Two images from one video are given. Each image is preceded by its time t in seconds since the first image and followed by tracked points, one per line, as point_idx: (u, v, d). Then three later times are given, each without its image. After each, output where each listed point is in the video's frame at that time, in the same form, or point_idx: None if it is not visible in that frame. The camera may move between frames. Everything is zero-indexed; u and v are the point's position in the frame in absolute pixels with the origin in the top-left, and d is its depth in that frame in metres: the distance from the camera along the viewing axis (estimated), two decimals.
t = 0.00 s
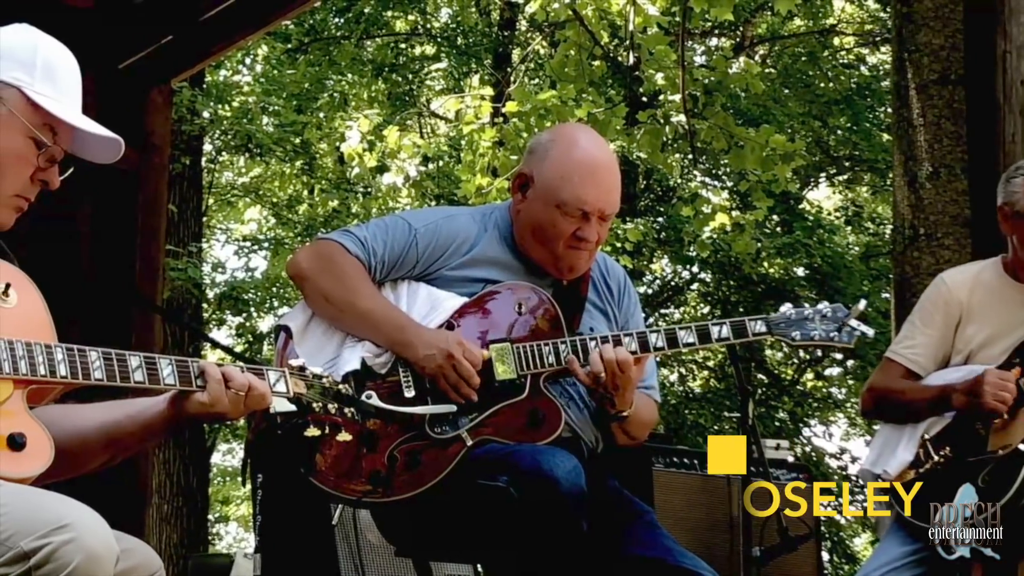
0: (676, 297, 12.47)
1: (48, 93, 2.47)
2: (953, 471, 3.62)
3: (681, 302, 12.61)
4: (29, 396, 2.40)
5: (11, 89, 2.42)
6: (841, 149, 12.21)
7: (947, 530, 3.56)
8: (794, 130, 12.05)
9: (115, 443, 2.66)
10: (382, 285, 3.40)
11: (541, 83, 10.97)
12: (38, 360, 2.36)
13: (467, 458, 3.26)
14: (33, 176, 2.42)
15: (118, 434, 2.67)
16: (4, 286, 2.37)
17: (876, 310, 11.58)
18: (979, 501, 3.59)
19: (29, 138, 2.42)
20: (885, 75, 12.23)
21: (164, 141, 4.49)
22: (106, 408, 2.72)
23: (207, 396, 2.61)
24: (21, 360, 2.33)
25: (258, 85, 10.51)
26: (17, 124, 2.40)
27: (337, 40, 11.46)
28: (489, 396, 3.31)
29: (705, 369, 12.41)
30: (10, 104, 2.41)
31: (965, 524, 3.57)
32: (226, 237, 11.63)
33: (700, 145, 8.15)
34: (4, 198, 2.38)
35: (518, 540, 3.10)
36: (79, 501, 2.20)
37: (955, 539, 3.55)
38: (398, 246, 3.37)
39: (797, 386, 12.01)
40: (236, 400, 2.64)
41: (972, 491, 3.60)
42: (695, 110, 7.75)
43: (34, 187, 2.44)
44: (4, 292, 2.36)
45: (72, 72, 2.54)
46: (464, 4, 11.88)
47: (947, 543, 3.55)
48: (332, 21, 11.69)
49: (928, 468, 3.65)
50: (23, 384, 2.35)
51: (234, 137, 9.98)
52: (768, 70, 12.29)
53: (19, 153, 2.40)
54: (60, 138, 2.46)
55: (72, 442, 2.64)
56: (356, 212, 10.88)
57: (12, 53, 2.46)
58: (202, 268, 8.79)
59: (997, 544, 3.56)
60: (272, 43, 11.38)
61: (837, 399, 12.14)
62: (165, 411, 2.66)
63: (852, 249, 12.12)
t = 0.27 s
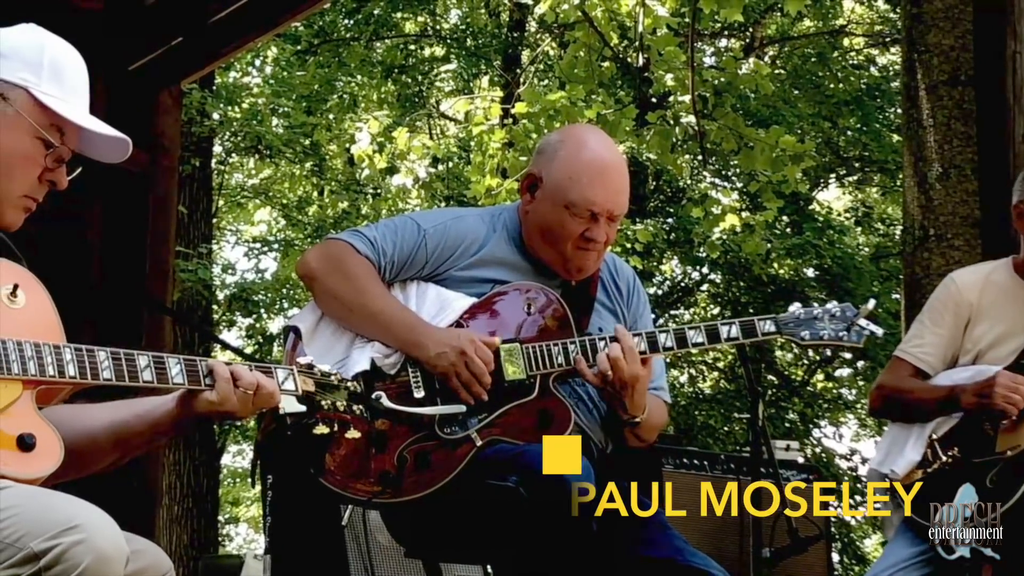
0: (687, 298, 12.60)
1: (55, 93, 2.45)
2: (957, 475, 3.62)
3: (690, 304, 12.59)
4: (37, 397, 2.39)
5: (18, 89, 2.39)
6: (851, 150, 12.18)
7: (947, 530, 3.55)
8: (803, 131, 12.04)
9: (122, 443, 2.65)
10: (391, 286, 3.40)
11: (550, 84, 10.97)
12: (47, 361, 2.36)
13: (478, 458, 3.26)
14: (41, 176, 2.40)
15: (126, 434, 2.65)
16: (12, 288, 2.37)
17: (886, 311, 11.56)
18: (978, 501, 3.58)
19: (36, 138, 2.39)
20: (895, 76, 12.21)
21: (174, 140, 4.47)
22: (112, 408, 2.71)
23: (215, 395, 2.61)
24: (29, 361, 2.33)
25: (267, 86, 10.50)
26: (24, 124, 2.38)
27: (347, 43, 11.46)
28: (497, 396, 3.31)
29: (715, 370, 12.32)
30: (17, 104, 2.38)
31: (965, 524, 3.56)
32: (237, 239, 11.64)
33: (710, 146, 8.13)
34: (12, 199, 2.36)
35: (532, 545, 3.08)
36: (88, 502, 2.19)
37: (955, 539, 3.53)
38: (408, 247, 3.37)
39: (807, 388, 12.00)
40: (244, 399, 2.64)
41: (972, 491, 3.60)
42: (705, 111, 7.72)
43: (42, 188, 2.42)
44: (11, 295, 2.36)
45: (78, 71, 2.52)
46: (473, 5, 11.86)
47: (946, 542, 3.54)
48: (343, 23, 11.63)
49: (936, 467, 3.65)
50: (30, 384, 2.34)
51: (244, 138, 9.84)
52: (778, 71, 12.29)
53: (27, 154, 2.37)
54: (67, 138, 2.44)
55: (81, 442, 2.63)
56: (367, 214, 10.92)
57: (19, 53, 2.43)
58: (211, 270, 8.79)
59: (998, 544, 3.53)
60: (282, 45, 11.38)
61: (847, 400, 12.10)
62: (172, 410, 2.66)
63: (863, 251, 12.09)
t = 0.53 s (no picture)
0: (696, 299, 12.65)
1: (64, 95, 2.43)
2: (976, 473, 3.61)
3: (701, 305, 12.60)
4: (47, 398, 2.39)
5: (26, 90, 2.36)
6: (860, 150, 12.18)
7: (947, 530, 3.58)
8: (814, 131, 12.03)
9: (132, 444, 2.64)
10: (401, 287, 3.40)
11: (560, 85, 10.97)
12: (57, 362, 2.36)
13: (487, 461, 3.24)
14: (50, 177, 2.38)
15: (137, 435, 2.64)
16: (21, 290, 2.36)
17: (897, 311, 11.59)
18: (978, 501, 3.59)
19: (45, 140, 2.37)
20: (905, 77, 12.21)
21: (183, 142, 4.47)
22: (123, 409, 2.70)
23: (225, 396, 2.61)
24: (40, 362, 2.33)
25: (276, 88, 10.50)
26: (34, 125, 2.36)
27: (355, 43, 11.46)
28: (510, 397, 3.32)
29: (724, 371, 12.37)
30: (26, 105, 2.36)
31: (965, 524, 3.58)
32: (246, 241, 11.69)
33: (721, 147, 8.13)
34: (21, 201, 2.34)
35: (541, 549, 3.09)
36: (101, 505, 2.16)
37: (955, 539, 3.56)
38: (417, 249, 3.37)
39: (817, 389, 12.02)
40: (254, 399, 2.65)
41: (972, 491, 3.60)
42: (714, 112, 7.72)
43: (51, 190, 2.40)
44: (21, 297, 2.36)
45: (89, 73, 2.50)
46: (482, 6, 11.87)
47: (946, 542, 3.58)
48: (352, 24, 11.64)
49: (950, 468, 3.64)
50: (40, 386, 2.34)
51: (254, 140, 9.85)
52: (787, 72, 12.29)
53: (38, 156, 2.36)
54: (76, 140, 2.42)
55: (93, 443, 2.62)
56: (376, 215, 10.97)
57: (28, 53, 2.41)
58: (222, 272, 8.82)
59: (998, 544, 3.55)
60: (291, 46, 11.41)
61: (857, 400, 12.13)
62: (182, 411, 2.65)
63: (874, 253, 12.09)
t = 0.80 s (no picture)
0: (705, 301, 12.59)
1: (74, 98, 2.42)
2: (980, 476, 3.58)
3: (710, 307, 12.60)
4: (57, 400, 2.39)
5: (37, 92, 2.36)
6: (870, 151, 12.17)
7: (947, 530, 3.56)
8: (823, 133, 12.03)
9: (142, 446, 2.62)
10: (412, 287, 3.41)
11: (570, 86, 10.98)
12: (67, 364, 2.36)
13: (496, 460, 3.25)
14: (61, 179, 2.37)
15: (147, 437, 2.63)
16: (31, 291, 2.37)
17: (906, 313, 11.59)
18: (978, 501, 3.56)
19: (56, 142, 2.37)
20: (915, 78, 12.21)
21: (193, 143, 4.45)
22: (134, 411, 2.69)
23: (234, 397, 2.60)
24: (49, 364, 2.33)
25: (285, 90, 10.53)
26: (44, 127, 2.35)
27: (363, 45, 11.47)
28: (520, 397, 3.32)
29: (734, 373, 12.45)
30: (36, 107, 2.35)
31: (965, 524, 3.56)
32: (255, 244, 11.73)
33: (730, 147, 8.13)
34: (31, 203, 2.33)
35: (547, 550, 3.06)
36: (109, 507, 2.14)
37: (955, 539, 3.54)
38: (428, 248, 3.37)
39: (826, 390, 12.01)
40: (263, 400, 2.64)
41: (972, 491, 3.57)
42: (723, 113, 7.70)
43: (61, 192, 2.39)
44: (30, 298, 2.36)
45: (99, 76, 2.49)
46: (491, 8, 11.87)
47: (947, 542, 3.56)
48: (361, 26, 11.69)
49: (956, 470, 3.64)
50: (50, 388, 2.34)
51: (263, 141, 9.87)
52: (796, 73, 12.29)
53: (48, 158, 2.35)
54: (87, 142, 2.41)
55: (101, 446, 2.60)
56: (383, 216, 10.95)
57: (39, 56, 2.41)
58: (231, 273, 8.82)
59: (998, 544, 3.50)
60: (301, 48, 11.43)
61: (866, 402, 12.16)
62: (192, 413, 2.64)
63: (883, 254, 12.08)
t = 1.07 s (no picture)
0: (715, 302, 12.58)
1: (84, 100, 2.44)
2: (997, 478, 3.60)
3: (720, 308, 12.60)
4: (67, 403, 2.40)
5: (47, 95, 2.38)
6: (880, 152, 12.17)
7: (947, 530, 3.60)
8: (833, 134, 12.03)
9: (152, 449, 2.61)
10: (423, 288, 3.41)
11: (581, 87, 10.98)
12: (77, 366, 2.37)
13: (506, 461, 3.25)
14: (71, 181, 2.39)
15: (158, 439, 2.61)
16: (41, 293, 2.38)
17: (917, 315, 11.60)
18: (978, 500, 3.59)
19: (65, 144, 2.38)
20: (925, 79, 12.20)
21: (202, 147, 4.51)
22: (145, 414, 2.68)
23: (244, 399, 2.61)
24: (59, 366, 2.34)
25: (296, 92, 10.53)
26: (54, 129, 2.36)
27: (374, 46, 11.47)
28: (531, 399, 3.32)
29: (744, 374, 12.46)
30: (46, 110, 2.37)
31: (965, 524, 3.59)
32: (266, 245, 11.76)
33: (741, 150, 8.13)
34: (41, 204, 2.34)
35: (554, 552, 3.06)
36: (120, 509, 2.14)
37: (955, 539, 3.58)
38: (439, 248, 3.38)
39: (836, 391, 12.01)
40: (273, 402, 2.65)
41: (972, 491, 3.62)
42: (733, 114, 7.68)
43: (72, 194, 2.40)
44: (41, 301, 2.37)
45: (108, 79, 2.51)
46: (501, 9, 11.85)
47: (947, 542, 3.60)
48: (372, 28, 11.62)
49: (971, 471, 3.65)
50: (59, 390, 2.35)
51: (273, 143, 9.84)
52: (806, 74, 12.28)
53: (58, 160, 2.36)
54: (96, 143, 2.43)
55: (113, 447, 2.59)
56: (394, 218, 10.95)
57: (49, 59, 2.42)
58: (241, 275, 8.82)
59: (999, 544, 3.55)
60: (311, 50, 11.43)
61: (877, 403, 12.15)
62: (202, 415, 2.65)
63: (894, 255, 12.09)
